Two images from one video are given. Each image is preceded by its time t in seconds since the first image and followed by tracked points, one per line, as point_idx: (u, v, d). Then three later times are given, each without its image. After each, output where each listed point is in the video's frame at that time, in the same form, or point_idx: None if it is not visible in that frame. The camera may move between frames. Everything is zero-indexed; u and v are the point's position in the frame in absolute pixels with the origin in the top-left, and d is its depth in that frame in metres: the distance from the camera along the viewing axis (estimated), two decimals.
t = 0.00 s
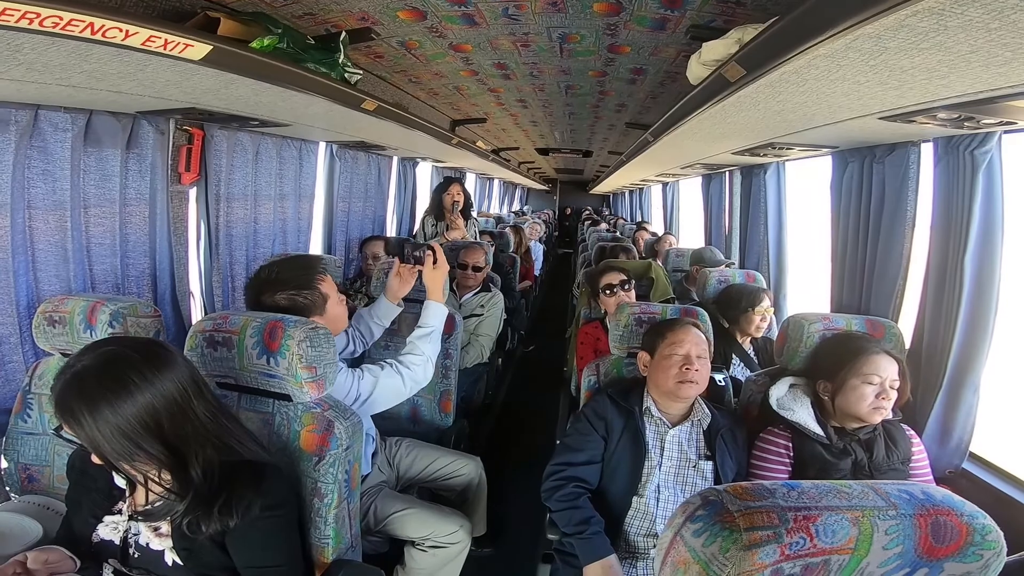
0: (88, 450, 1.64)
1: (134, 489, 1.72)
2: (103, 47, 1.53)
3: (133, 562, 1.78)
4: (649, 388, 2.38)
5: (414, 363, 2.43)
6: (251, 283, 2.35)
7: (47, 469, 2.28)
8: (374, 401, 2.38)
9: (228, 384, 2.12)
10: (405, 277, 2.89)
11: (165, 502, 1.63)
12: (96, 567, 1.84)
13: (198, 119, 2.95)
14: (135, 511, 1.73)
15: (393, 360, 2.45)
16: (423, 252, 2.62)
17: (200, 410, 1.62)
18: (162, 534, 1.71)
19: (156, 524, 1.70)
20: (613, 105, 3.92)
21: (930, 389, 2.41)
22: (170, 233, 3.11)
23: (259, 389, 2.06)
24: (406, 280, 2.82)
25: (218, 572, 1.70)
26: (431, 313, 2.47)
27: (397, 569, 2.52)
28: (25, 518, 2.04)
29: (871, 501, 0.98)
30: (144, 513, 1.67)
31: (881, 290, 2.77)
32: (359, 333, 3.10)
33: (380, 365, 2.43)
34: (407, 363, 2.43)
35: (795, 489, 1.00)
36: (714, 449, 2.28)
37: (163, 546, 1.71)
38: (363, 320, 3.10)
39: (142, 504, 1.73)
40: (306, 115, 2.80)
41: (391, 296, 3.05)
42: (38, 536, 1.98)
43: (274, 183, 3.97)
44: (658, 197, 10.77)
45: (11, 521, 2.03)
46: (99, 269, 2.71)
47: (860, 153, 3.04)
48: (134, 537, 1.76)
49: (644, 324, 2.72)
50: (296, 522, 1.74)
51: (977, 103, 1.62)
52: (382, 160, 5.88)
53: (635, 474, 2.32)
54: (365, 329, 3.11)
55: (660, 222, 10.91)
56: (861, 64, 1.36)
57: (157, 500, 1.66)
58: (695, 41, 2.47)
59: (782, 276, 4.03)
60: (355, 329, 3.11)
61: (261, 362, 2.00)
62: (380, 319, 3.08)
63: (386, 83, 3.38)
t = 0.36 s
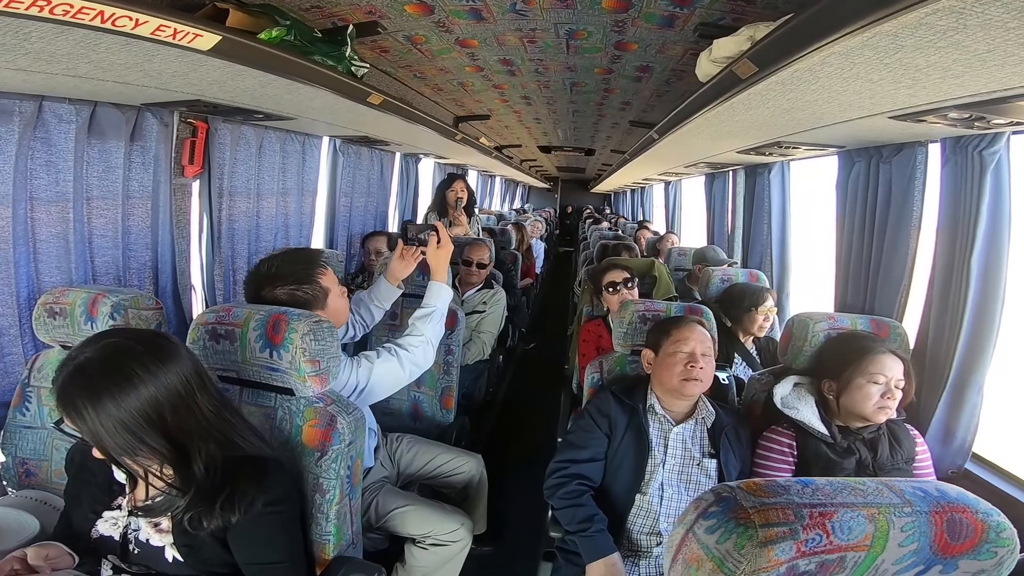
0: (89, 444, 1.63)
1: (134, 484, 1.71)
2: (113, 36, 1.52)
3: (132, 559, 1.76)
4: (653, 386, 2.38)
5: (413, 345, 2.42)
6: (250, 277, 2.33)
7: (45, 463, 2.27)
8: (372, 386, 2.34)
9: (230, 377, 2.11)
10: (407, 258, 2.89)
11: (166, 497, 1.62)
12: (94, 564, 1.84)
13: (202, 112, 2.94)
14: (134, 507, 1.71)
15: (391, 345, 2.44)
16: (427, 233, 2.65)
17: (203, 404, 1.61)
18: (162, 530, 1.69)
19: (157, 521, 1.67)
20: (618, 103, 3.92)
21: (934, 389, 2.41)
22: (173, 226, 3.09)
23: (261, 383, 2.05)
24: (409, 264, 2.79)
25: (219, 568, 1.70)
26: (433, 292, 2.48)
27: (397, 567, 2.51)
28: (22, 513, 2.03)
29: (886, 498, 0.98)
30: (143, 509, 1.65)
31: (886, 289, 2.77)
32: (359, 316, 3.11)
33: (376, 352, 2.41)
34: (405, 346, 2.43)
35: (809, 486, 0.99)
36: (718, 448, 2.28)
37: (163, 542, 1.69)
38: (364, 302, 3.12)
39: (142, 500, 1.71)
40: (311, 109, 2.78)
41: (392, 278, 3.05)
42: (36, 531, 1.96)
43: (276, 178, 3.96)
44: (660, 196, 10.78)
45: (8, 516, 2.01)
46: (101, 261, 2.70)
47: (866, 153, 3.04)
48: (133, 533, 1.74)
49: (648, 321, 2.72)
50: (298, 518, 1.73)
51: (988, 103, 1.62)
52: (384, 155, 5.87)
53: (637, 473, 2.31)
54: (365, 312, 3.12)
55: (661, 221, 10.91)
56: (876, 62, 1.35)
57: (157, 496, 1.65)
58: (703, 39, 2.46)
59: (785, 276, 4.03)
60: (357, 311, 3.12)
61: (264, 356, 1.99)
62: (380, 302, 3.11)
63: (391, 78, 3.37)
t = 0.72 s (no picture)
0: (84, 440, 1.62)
1: (129, 481, 1.69)
2: (111, 29, 1.50)
3: (127, 557, 1.76)
4: (653, 384, 2.38)
5: (409, 337, 2.43)
6: (247, 273, 2.31)
7: (40, 460, 2.26)
8: (367, 378, 2.32)
9: (226, 374, 2.10)
10: (405, 246, 2.90)
11: (162, 494, 1.62)
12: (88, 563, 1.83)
13: (201, 107, 2.92)
14: (130, 504, 1.70)
15: (385, 337, 2.43)
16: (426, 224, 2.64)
17: (200, 400, 1.60)
18: (157, 528, 1.69)
19: (152, 518, 1.68)
20: (619, 100, 3.90)
21: (935, 390, 2.41)
22: (171, 221, 3.07)
23: (259, 380, 2.04)
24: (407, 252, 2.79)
25: (216, 566, 1.69)
26: (434, 284, 2.49)
27: (396, 565, 2.51)
28: (16, 510, 2.02)
29: (891, 499, 0.98)
30: (139, 506, 1.64)
31: (888, 289, 2.77)
32: (356, 307, 3.10)
33: (370, 344, 2.40)
34: (401, 337, 2.43)
35: (813, 488, 0.99)
36: (719, 447, 2.28)
37: (158, 540, 1.69)
38: (362, 293, 3.11)
39: (137, 497, 1.70)
40: (311, 103, 2.76)
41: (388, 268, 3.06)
42: (31, 529, 1.95)
43: (276, 173, 3.94)
44: (660, 194, 10.77)
45: (2, 513, 2.00)
46: (98, 256, 2.68)
47: (869, 152, 3.03)
48: (129, 531, 1.74)
49: (648, 320, 2.71)
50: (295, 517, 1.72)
51: (993, 103, 1.61)
52: (384, 151, 5.84)
53: (636, 472, 2.31)
54: (363, 303, 3.11)
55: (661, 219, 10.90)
56: (883, 60, 1.34)
57: (153, 493, 1.64)
58: (707, 36, 2.45)
59: (785, 275, 4.02)
60: (354, 301, 3.12)
61: (262, 352, 1.97)
62: (377, 292, 3.10)
63: (392, 74, 3.35)
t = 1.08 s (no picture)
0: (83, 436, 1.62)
1: (130, 477, 1.70)
2: (118, 25, 1.50)
3: (127, 553, 1.78)
4: (653, 383, 2.39)
5: (410, 333, 2.43)
6: (250, 268, 2.32)
7: (40, 455, 2.27)
8: (368, 374, 2.33)
9: (229, 369, 2.11)
10: (410, 244, 2.91)
11: (161, 490, 1.64)
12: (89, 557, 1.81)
13: (203, 103, 2.92)
14: (130, 500, 1.71)
15: (387, 334, 2.43)
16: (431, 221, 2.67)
17: (198, 396, 1.61)
18: (157, 524, 1.70)
19: (153, 514, 1.69)
20: (621, 99, 3.91)
21: (933, 389, 2.42)
22: (173, 217, 3.08)
23: (261, 375, 2.05)
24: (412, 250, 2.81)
25: (216, 562, 1.70)
26: (438, 281, 2.51)
27: (395, 561, 2.52)
28: (16, 506, 2.02)
29: (891, 496, 0.99)
30: (139, 502, 1.67)
31: (887, 289, 2.78)
32: (358, 303, 3.11)
33: (372, 341, 2.41)
34: (402, 334, 2.44)
35: (814, 484, 1.00)
36: (718, 446, 2.29)
37: (158, 536, 1.70)
38: (364, 289, 3.12)
39: (137, 494, 1.71)
40: (314, 100, 2.77)
41: (392, 265, 3.09)
42: (31, 524, 1.96)
43: (277, 170, 3.94)
44: (660, 193, 10.77)
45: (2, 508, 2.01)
46: (100, 252, 2.68)
47: (870, 152, 3.04)
48: (129, 527, 1.75)
49: (649, 318, 2.72)
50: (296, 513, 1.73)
51: (995, 104, 1.62)
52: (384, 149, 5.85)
53: (636, 470, 2.33)
54: (364, 299, 3.12)
55: (661, 218, 10.93)
56: (888, 61, 1.34)
57: (153, 489, 1.66)
58: (710, 36, 2.46)
59: (785, 275, 4.04)
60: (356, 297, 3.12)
61: (264, 347, 1.98)
62: (379, 289, 3.10)
63: (394, 71, 3.35)
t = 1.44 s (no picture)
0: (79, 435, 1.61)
1: (125, 476, 1.69)
2: (115, 23, 1.49)
3: (122, 553, 1.77)
4: (652, 384, 2.39)
5: (407, 334, 2.42)
6: (248, 266, 2.32)
7: (36, 455, 2.26)
8: (365, 373, 2.33)
9: (225, 369, 2.10)
10: (409, 245, 2.88)
11: (157, 489, 1.61)
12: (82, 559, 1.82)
13: (202, 102, 2.91)
14: (126, 500, 1.70)
15: (385, 334, 2.42)
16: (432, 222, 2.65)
17: (196, 394, 1.60)
18: (153, 523, 1.69)
19: (148, 514, 1.68)
20: (621, 100, 3.90)
21: (932, 391, 2.41)
22: (171, 216, 3.07)
23: (257, 375, 2.04)
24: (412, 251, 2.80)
25: (212, 562, 1.70)
26: (437, 282, 2.50)
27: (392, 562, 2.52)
28: (12, 505, 2.02)
29: (888, 500, 0.98)
30: (134, 502, 1.65)
31: (887, 291, 2.77)
32: (357, 303, 3.10)
33: (370, 341, 2.40)
34: (400, 334, 2.42)
35: (811, 488, 1.00)
36: (716, 447, 2.28)
37: (154, 536, 1.70)
38: (363, 289, 3.11)
39: (133, 493, 1.70)
40: (313, 99, 2.76)
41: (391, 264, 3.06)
42: (26, 523, 1.96)
43: (276, 169, 3.93)
44: (660, 194, 10.77)
45: None
46: (97, 251, 2.68)
47: (870, 154, 3.03)
48: (124, 526, 1.75)
49: (647, 319, 2.71)
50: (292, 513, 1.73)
51: (996, 105, 1.61)
52: (384, 149, 5.84)
53: (634, 472, 2.32)
54: (364, 299, 3.11)
55: (661, 218, 10.92)
56: (889, 61, 1.34)
57: (148, 489, 1.64)
58: (710, 37, 2.45)
59: (784, 277, 4.03)
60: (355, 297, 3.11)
61: (261, 347, 1.98)
62: (379, 289, 3.10)
63: (394, 70, 3.34)
